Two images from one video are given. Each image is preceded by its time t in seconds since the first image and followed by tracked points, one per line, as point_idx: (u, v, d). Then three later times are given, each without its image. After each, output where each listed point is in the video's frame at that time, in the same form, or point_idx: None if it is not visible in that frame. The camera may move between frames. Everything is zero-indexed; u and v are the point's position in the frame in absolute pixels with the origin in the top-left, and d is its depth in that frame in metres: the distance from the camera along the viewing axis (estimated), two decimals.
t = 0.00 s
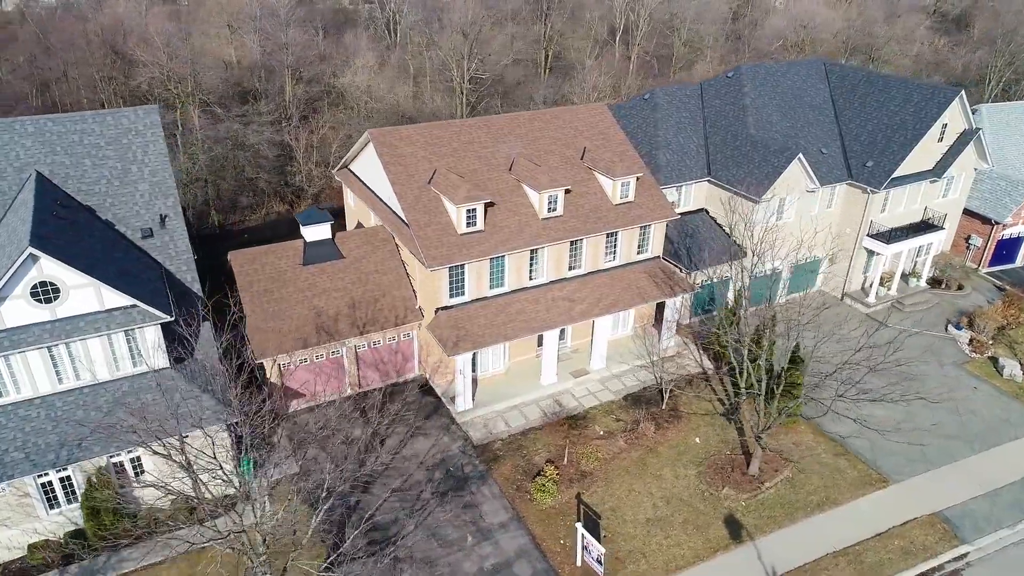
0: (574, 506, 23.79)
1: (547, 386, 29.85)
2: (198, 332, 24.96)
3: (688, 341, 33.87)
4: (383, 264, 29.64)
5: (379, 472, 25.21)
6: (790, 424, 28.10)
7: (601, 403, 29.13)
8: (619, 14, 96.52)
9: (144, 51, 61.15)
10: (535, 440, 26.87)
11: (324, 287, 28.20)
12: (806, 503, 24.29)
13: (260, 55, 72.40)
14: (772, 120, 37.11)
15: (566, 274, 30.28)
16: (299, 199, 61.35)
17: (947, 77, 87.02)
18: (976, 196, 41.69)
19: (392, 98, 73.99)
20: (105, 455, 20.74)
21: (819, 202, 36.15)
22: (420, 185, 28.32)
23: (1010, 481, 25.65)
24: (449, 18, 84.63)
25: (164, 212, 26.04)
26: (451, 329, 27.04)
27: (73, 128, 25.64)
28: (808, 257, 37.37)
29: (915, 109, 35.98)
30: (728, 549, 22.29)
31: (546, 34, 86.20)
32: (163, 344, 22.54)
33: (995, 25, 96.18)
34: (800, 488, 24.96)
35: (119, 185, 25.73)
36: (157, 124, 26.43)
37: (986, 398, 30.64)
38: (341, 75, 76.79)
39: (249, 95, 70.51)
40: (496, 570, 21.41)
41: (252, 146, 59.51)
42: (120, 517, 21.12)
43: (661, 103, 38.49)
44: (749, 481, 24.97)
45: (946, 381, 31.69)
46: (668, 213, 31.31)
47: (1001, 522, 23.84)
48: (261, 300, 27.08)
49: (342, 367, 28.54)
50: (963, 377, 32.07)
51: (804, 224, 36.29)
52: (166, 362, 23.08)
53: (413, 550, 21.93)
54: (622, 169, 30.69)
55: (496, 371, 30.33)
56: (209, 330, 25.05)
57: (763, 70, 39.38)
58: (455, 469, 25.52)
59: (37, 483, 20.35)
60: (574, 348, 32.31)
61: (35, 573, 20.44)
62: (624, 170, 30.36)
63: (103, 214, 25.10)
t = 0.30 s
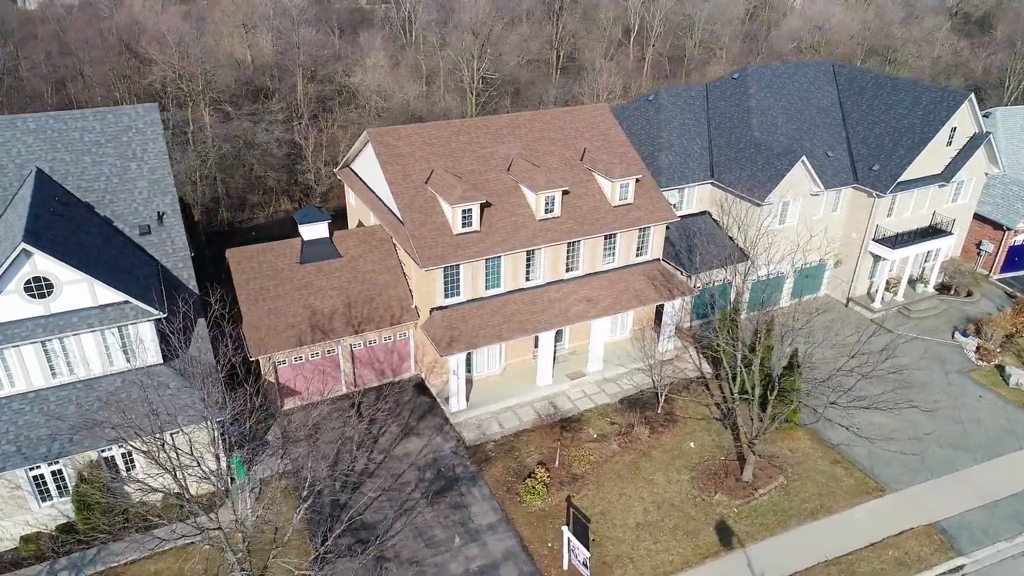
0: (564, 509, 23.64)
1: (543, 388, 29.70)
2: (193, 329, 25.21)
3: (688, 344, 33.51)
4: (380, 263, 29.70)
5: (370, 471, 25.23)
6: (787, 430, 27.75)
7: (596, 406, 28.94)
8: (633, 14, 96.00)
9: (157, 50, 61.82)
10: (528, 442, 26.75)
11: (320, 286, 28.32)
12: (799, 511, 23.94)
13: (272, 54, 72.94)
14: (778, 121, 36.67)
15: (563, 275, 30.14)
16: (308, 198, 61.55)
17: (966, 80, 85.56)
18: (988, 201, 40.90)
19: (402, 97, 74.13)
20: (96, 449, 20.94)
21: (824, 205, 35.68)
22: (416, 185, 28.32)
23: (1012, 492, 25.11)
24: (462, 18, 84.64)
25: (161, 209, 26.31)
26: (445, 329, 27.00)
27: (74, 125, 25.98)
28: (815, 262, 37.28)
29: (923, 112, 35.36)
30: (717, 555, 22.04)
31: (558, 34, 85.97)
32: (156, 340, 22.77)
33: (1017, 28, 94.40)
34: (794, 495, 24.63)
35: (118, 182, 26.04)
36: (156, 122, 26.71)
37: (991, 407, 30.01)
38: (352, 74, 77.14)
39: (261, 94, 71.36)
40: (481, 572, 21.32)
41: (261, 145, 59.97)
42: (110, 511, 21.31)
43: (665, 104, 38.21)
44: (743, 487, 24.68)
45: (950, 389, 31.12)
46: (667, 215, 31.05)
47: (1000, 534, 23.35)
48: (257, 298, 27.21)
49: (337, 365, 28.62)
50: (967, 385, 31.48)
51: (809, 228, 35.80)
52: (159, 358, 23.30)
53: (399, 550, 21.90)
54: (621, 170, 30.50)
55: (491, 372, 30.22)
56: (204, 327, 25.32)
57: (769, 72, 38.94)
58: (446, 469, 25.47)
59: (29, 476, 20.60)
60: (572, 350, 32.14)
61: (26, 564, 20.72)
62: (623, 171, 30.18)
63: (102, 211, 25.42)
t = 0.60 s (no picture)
0: (555, 512, 23.49)
1: (540, 390, 29.58)
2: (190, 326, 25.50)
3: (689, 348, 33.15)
4: (379, 262, 29.76)
5: (363, 470, 25.29)
6: (785, 437, 27.39)
7: (593, 409, 28.74)
8: (649, 15, 95.30)
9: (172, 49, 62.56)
10: (522, 444, 26.63)
11: (319, 285, 28.45)
12: (794, 519, 23.58)
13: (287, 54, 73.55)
14: (785, 124, 36.23)
15: (562, 277, 29.99)
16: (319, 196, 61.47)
17: (988, 84, 83.97)
18: (1002, 207, 40.05)
19: (415, 97, 74.35)
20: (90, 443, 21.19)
21: (830, 210, 35.14)
22: (415, 185, 28.33)
23: (1016, 504, 24.54)
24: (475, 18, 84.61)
25: (162, 206, 26.62)
26: (440, 329, 26.97)
27: (78, 122, 26.33)
28: (822, 266, 36.81)
29: (934, 115, 34.69)
30: (708, 562, 21.78)
31: (572, 35, 85.74)
32: (152, 336, 23.03)
33: None
34: (790, 503, 24.28)
35: (120, 179, 26.37)
36: (159, 120, 27.02)
37: (998, 417, 29.38)
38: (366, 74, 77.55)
39: (276, 92, 71.87)
40: (469, 573, 21.25)
41: (272, 143, 60.47)
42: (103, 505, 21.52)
43: (671, 106, 37.92)
44: (737, 494, 24.38)
45: (956, 398, 30.52)
46: (668, 218, 30.78)
47: (1001, 547, 22.82)
48: (255, 296, 27.40)
49: (335, 364, 28.75)
50: (974, 395, 30.83)
51: (815, 232, 35.29)
52: (154, 354, 23.59)
53: (388, 549, 21.89)
54: (622, 172, 30.27)
55: (489, 373, 30.13)
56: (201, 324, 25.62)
57: (777, 74, 38.48)
58: (439, 470, 25.44)
59: (24, 468, 20.85)
60: (571, 352, 31.98)
61: (19, 555, 20.99)
62: (624, 173, 29.97)
63: (104, 207, 25.77)
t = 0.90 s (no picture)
0: (545, 514, 23.35)
1: (536, 392, 29.45)
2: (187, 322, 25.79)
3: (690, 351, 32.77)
4: (378, 261, 29.83)
5: (356, 469, 25.34)
6: (783, 444, 27.03)
7: (589, 412, 28.55)
8: (666, 15, 94.53)
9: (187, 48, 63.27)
10: (516, 445, 26.53)
11: (317, 283, 28.58)
12: (788, 528, 23.23)
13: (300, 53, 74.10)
14: (792, 126, 35.75)
15: (561, 278, 29.84)
16: (330, 194, 61.84)
17: (1010, 86, 82.20)
18: (1017, 213, 39.16)
19: (426, 96, 74.48)
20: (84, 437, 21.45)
21: (837, 214, 34.58)
22: (414, 185, 28.35)
23: (1018, 517, 24.01)
24: (490, 18, 84.49)
25: (163, 203, 26.94)
26: (436, 329, 26.94)
27: (82, 119, 26.69)
28: (829, 272, 36.38)
29: (945, 119, 34.00)
30: (698, 569, 21.53)
31: (585, 36, 85.39)
32: (148, 331, 23.30)
33: None
34: (785, 511, 23.94)
35: (122, 175, 26.70)
36: (161, 118, 27.34)
37: (1004, 428, 28.73)
38: (379, 73, 77.90)
39: (290, 91, 72.47)
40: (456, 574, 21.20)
41: (283, 142, 60.91)
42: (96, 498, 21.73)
43: (677, 107, 37.60)
44: (731, 501, 24.08)
45: (962, 407, 29.91)
46: (670, 220, 30.50)
47: (1001, 560, 22.31)
48: (254, 293, 27.60)
49: (332, 361, 28.87)
50: (981, 404, 30.17)
51: (821, 237, 34.79)
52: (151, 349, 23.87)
53: (376, 548, 21.91)
54: (623, 173, 30.01)
55: (485, 373, 30.03)
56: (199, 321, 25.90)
57: (786, 76, 37.98)
58: (432, 469, 25.42)
59: (19, 460, 21.14)
60: (570, 355, 31.79)
61: (14, 546, 21.29)
62: (625, 175, 29.73)
63: (106, 203, 26.12)
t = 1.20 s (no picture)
0: (535, 517, 23.23)
1: (532, 393, 29.33)
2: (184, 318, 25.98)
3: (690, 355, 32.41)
4: (376, 260, 29.91)
5: (349, 467, 25.42)
6: (781, 451, 26.68)
7: (585, 415, 28.38)
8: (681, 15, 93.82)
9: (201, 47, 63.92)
10: (509, 447, 26.43)
11: (315, 281, 28.71)
12: (781, 536, 22.89)
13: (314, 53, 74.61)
14: (799, 128, 35.26)
15: (559, 279, 29.70)
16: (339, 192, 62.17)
17: None
18: None
19: (437, 96, 74.60)
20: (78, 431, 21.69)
21: (843, 218, 34.05)
22: (412, 184, 28.38)
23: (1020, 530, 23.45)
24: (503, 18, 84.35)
25: (163, 200, 27.22)
26: (431, 329, 26.91)
27: (85, 116, 27.07)
28: (835, 277, 35.91)
29: (955, 122, 33.34)
30: None
31: (598, 36, 85.04)
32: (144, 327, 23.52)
33: None
34: (779, 518, 23.61)
35: (124, 172, 27.04)
36: (164, 115, 27.68)
37: (1010, 438, 28.06)
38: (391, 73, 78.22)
39: (302, 90, 73.00)
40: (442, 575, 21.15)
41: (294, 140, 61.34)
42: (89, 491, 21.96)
43: (683, 109, 37.27)
44: (724, 507, 23.82)
45: (967, 417, 29.28)
46: (670, 223, 30.25)
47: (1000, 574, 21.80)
48: (252, 291, 27.77)
49: (329, 359, 28.97)
50: (986, 414, 29.51)
51: (826, 241, 34.28)
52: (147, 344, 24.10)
53: (364, 547, 21.94)
54: (623, 175, 29.79)
55: (482, 374, 29.95)
56: (196, 317, 26.09)
57: (794, 78, 37.49)
58: (424, 469, 25.41)
59: (14, 451, 21.47)
60: (568, 356, 31.62)
61: (9, 536, 21.62)
62: (625, 176, 29.50)
63: (107, 200, 26.46)
